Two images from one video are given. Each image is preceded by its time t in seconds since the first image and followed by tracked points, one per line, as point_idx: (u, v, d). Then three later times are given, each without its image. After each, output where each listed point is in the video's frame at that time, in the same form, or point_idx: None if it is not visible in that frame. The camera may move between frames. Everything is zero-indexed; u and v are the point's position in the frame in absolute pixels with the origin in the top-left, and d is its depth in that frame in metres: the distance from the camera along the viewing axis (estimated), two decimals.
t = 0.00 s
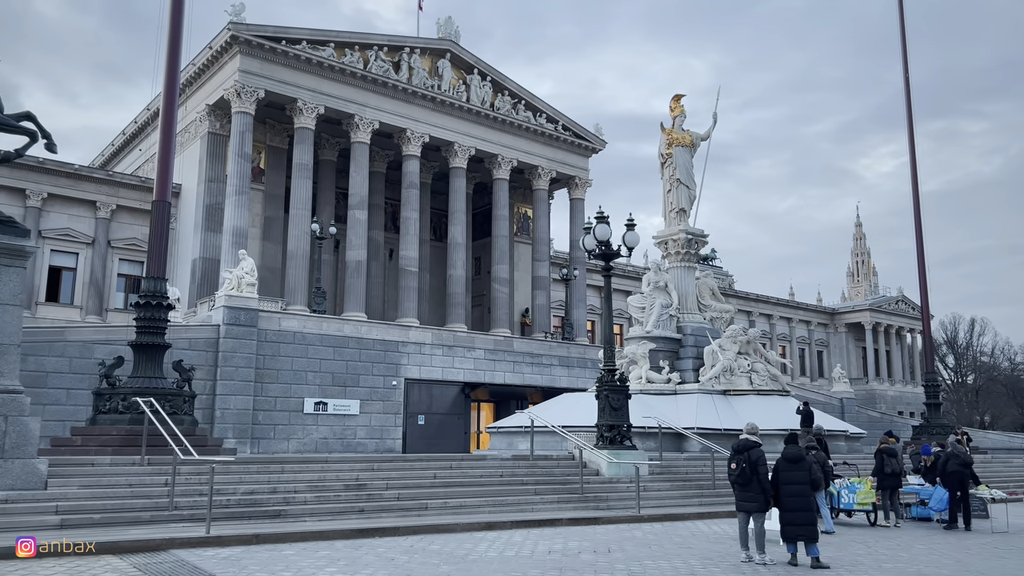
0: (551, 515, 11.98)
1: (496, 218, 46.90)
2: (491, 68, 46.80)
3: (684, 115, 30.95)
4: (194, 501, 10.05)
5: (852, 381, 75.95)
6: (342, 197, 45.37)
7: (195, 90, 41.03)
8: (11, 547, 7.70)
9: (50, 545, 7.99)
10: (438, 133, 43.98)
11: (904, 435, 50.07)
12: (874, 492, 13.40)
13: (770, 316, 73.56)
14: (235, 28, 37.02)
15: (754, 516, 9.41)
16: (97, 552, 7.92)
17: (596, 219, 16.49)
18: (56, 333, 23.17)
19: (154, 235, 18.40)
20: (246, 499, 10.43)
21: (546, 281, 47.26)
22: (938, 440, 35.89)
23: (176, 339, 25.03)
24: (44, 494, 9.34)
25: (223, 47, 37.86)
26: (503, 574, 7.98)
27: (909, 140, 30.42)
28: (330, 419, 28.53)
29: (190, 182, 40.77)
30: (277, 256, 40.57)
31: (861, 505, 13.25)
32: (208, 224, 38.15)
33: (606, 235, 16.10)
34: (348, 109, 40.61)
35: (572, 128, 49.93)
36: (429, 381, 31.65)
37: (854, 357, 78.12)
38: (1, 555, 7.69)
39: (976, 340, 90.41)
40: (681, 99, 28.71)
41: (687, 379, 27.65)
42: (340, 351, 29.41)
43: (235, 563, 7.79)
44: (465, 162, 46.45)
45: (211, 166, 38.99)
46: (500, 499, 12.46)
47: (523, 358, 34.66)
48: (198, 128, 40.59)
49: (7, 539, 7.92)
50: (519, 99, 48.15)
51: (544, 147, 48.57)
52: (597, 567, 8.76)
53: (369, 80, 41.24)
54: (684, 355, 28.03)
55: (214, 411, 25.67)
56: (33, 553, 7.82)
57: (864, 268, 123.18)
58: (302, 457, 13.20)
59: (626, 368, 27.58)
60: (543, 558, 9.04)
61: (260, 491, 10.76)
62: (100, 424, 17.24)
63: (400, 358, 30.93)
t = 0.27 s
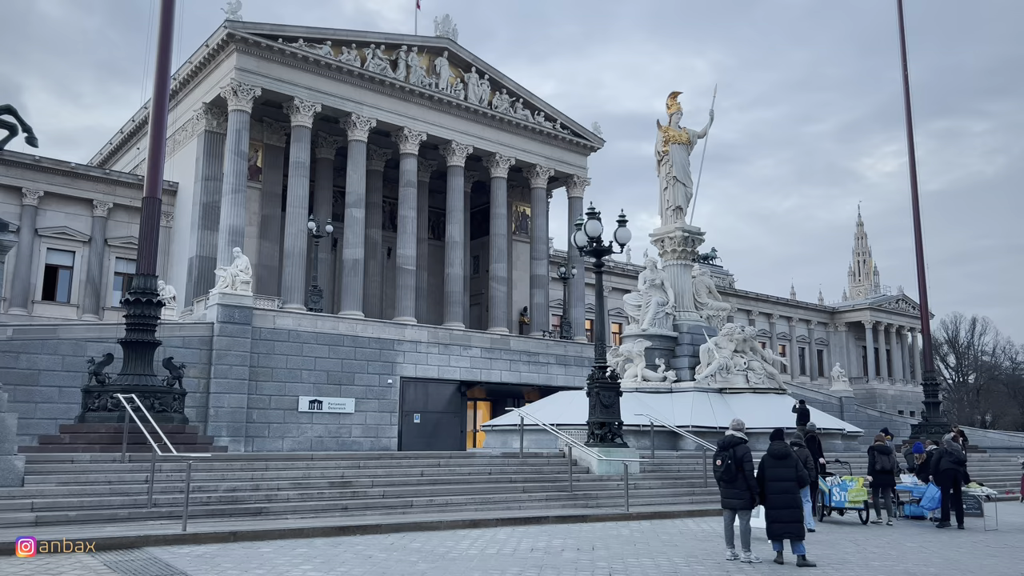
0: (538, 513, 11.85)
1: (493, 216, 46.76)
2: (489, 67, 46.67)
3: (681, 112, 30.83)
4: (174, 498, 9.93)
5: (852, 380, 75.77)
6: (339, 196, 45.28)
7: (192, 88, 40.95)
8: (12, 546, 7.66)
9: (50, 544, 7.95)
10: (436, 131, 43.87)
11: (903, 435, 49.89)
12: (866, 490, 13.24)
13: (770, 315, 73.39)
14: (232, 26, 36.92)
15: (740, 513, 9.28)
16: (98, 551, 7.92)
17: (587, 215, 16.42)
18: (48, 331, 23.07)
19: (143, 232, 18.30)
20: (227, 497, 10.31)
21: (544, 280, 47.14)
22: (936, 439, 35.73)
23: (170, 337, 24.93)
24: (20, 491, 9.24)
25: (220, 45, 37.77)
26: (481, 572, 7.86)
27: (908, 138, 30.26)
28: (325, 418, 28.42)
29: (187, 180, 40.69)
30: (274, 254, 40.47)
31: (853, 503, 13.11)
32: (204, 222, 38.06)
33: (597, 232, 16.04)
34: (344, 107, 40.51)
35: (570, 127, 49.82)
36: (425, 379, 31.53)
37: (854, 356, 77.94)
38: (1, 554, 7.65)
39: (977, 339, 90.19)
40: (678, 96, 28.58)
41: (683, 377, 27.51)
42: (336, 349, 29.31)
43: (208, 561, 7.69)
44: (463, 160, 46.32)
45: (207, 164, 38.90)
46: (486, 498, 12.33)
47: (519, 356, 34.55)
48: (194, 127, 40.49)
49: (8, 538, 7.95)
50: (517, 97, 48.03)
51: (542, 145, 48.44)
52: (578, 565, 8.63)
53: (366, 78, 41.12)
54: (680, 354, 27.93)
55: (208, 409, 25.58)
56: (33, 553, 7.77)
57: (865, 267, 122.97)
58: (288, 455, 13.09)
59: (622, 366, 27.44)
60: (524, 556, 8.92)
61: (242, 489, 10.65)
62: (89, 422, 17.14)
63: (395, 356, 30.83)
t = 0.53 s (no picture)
0: (524, 515, 11.70)
1: (491, 216, 46.60)
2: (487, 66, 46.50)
3: (678, 111, 30.65)
4: (152, 501, 9.78)
5: (852, 381, 75.52)
6: (336, 195, 45.15)
7: (188, 87, 40.83)
8: (12, 546, 7.79)
9: (50, 545, 8.04)
10: (433, 131, 43.72)
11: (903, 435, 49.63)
12: (858, 493, 13.12)
13: (770, 315, 73.15)
14: (227, 25, 36.79)
15: (726, 517, 9.14)
16: (97, 553, 7.92)
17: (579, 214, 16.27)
18: (40, 331, 22.93)
19: (133, 231, 18.11)
20: (207, 500, 10.16)
21: (542, 280, 47.01)
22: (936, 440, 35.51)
23: (163, 337, 24.79)
24: None
25: (215, 44, 37.65)
26: None
27: (907, 136, 30.05)
28: (320, 419, 28.29)
29: (183, 180, 40.57)
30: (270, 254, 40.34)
31: (846, 506, 13.00)
32: (200, 222, 37.94)
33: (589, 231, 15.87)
34: (341, 106, 40.36)
35: (569, 126, 49.66)
36: (420, 380, 31.37)
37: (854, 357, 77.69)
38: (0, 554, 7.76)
39: (978, 339, 89.86)
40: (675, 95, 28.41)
41: (679, 378, 27.36)
42: (330, 350, 29.15)
43: (180, 566, 7.56)
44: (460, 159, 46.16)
45: (203, 164, 38.79)
46: (472, 500, 12.18)
47: (516, 357, 34.39)
48: (191, 126, 40.37)
49: (6, 540, 7.94)
50: (515, 96, 47.86)
51: (540, 144, 48.27)
52: (560, 570, 8.47)
53: (363, 77, 40.97)
54: (677, 354, 27.79)
55: (201, 410, 25.45)
56: (33, 553, 7.90)
57: (867, 267, 122.66)
58: (273, 456, 12.94)
59: (618, 366, 27.27)
60: (506, 560, 8.78)
61: (223, 492, 10.50)
62: (77, 423, 16.99)
63: (391, 357, 30.67)
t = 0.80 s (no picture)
0: (509, 515, 11.58)
1: (488, 215, 46.45)
2: (484, 65, 46.37)
3: (673, 109, 30.52)
4: (130, 501, 9.69)
5: (851, 380, 75.29)
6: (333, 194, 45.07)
7: (185, 86, 40.75)
8: (11, 547, 7.72)
9: (50, 545, 7.99)
10: (430, 129, 43.61)
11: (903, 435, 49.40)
12: (848, 492, 13.01)
13: (769, 315, 72.97)
14: (223, 23, 36.69)
15: (709, 517, 9.04)
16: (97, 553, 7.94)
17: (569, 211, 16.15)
18: (31, 330, 22.85)
19: (122, 229, 17.97)
20: (186, 499, 10.07)
21: (540, 279, 46.89)
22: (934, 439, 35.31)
23: (156, 336, 24.66)
24: None
25: (211, 43, 37.56)
26: None
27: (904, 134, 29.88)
28: (314, 418, 28.19)
29: (180, 179, 40.49)
30: (266, 253, 40.24)
31: (835, 505, 12.88)
32: (196, 221, 37.86)
33: (580, 228, 15.77)
34: (337, 104, 40.25)
35: (566, 125, 49.57)
36: (415, 379, 31.26)
37: (854, 356, 77.51)
38: (1, 554, 7.72)
39: (979, 338, 89.59)
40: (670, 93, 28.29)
41: (674, 377, 27.25)
42: (325, 349, 29.04)
43: (150, 566, 7.48)
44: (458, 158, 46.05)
45: (199, 163, 38.71)
46: (457, 499, 12.06)
47: (512, 356, 34.28)
48: (187, 125, 40.29)
49: (6, 540, 7.94)
50: (513, 95, 47.73)
51: (538, 143, 48.15)
52: (539, 569, 8.35)
53: (360, 76, 40.87)
54: (672, 353, 27.71)
55: (194, 409, 25.37)
56: (33, 553, 7.84)
57: (867, 267, 122.46)
58: (258, 455, 12.84)
59: (613, 365, 27.17)
60: (485, 560, 8.68)
61: (204, 491, 10.41)
62: (64, 422, 16.90)
63: (386, 356, 30.55)
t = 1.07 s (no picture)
0: (492, 515, 11.42)
1: (485, 214, 46.29)
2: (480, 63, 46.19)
3: (669, 107, 30.36)
4: (103, 501, 9.54)
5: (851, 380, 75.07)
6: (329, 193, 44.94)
7: (180, 85, 40.63)
8: (11, 546, 7.71)
9: (49, 545, 8.01)
10: (426, 128, 43.46)
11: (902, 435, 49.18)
12: (836, 492, 12.88)
13: (768, 315, 72.78)
14: (217, 21, 36.55)
15: (689, 517, 8.93)
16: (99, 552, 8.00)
17: (557, 208, 15.99)
18: (20, 329, 22.73)
19: (109, 226, 17.81)
20: (162, 499, 9.92)
21: (537, 278, 46.75)
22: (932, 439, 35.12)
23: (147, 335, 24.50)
24: None
25: (206, 41, 37.43)
26: None
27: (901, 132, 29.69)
28: (306, 417, 28.06)
29: (175, 178, 40.38)
30: (262, 252, 40.10)
31: (823, 506, 12.73)
32: (190, 220, 37.73)
33: (568, 226, 15.60)
34: (332, 103, 40.10)
35: (563, 124, 49.41)
36: (409, 378, 31.10)
37: (853, 356, 77.31)
38: None
39: (980, 338, 89.33)
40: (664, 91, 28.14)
41: (668, 376, 27.10)
42: (318, 348, 28.89)
43: (115, 568, 7.34)
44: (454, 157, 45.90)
45: (194, 162, 38.59)
46: (440, 500, 11.91)
47: (507, 356, 34.13)
48: (182, 124, 40.16)
49: (5, 539, 7.96)
50: (509, 94, 47.56)
51: (535, 142, 48.01)
52: (515, 571, 8.21)
53: (355, 74, 40.73)
54: (667, 352, 27.59)
55: (185, 409, 25.23)
56: (32, 553, 7.85)
57: (869, 267, 122.23)
58: (239, 455, 12.71)
59: (607, 364, 27.02)
60: (461, 561, 8.53)
61: (180, 491, 10.27)
62: (49, 421, 16.80)
63: (379, 355, 30.41)
